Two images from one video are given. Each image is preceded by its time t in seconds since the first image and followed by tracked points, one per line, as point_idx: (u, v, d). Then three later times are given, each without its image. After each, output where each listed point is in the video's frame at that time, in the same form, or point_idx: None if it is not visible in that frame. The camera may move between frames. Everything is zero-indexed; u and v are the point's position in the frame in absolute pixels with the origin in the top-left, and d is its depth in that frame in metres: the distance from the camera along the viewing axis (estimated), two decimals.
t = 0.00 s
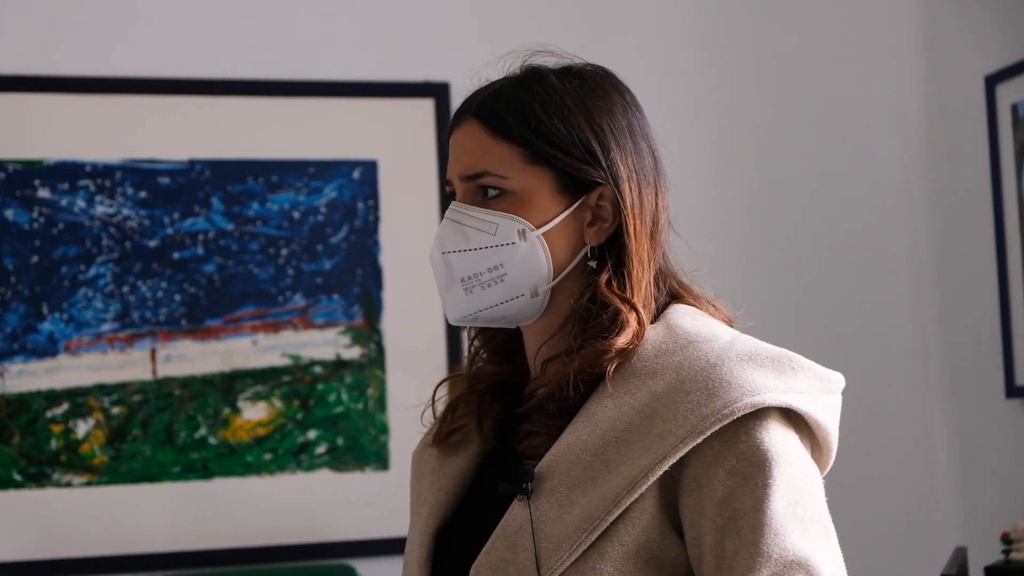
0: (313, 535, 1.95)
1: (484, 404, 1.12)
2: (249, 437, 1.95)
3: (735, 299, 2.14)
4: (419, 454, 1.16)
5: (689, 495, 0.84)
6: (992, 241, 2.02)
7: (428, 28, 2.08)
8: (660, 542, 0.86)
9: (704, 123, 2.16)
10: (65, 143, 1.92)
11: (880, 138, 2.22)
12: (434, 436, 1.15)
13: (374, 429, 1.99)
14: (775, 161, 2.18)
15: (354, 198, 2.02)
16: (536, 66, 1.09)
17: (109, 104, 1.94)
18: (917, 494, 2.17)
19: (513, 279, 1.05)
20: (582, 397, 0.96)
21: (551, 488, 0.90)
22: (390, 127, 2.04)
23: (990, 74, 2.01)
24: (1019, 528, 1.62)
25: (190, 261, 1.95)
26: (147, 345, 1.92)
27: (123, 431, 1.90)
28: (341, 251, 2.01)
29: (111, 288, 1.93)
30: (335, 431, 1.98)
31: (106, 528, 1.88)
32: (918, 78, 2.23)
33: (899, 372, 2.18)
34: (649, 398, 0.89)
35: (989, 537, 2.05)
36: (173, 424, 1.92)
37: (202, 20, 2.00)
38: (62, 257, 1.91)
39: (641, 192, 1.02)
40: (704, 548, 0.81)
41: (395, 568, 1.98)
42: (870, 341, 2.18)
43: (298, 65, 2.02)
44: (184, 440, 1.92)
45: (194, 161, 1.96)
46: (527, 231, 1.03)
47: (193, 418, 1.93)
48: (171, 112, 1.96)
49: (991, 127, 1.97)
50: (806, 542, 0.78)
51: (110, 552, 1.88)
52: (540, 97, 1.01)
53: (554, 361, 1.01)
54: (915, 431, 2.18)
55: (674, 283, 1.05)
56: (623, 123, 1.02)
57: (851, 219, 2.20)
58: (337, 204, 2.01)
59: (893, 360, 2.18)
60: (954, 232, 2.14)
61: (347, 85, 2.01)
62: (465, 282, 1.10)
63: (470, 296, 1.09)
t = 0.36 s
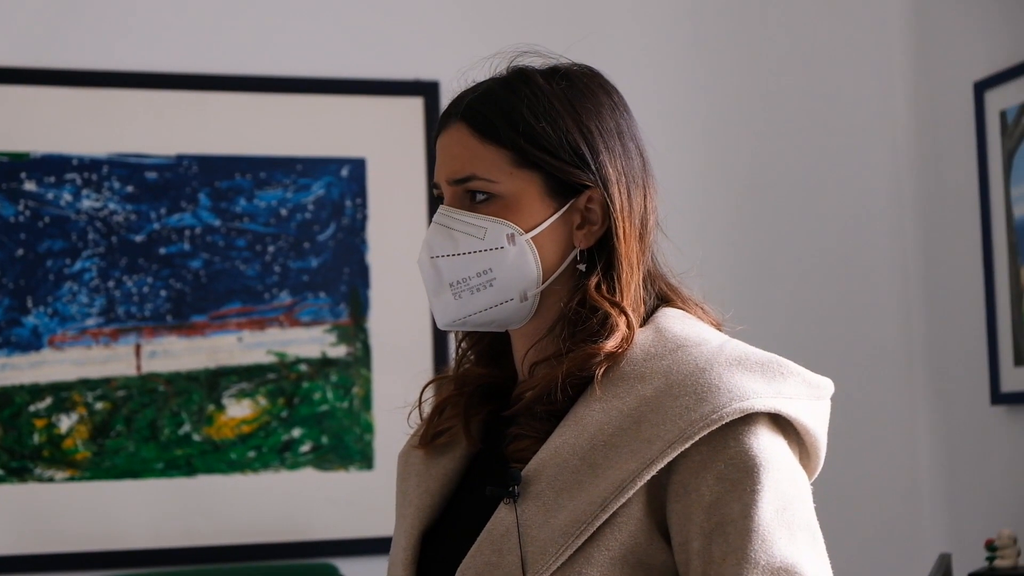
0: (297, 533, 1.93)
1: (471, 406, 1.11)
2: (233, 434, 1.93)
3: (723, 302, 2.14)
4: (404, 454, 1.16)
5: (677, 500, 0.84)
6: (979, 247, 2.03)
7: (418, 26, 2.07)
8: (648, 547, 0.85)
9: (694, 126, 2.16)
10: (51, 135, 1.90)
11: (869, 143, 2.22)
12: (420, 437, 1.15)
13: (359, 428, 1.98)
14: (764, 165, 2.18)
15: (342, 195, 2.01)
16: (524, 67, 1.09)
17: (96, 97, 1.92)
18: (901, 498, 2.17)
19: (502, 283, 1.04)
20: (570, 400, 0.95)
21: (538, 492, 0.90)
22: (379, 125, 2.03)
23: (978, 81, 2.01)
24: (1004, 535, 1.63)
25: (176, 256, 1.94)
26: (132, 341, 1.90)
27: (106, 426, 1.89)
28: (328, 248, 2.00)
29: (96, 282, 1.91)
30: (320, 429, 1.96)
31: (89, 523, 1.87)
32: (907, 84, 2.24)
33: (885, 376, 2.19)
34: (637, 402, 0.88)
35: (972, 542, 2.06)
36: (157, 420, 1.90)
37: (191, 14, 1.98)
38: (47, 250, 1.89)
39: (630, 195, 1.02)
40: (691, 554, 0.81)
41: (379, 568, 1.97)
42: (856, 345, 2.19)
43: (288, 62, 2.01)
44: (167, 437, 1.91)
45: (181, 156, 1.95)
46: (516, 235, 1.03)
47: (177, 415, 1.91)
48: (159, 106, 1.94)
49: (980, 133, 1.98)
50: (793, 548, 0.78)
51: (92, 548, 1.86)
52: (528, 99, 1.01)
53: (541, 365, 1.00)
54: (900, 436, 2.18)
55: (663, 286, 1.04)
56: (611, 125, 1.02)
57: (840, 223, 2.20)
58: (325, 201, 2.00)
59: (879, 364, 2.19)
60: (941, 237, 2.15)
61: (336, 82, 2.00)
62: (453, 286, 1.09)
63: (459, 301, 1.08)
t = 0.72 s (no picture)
0: (283, 539, 1.92)
1: (457, 411, 1.10)
2: (219, 438, 1.92)
3: (712, 311, 2.15)
4: (390, 460, 1.15)
5: (663, 507, 0.83)
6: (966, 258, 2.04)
7: (409, 31, 2.07)
8: (633, 554, 0.85)
9: (685, 134, 2.17)
10: (39, 137, 1.89)
11: (857, 154, 2.23)
12: (406, 443, 1.14)
13: (346, 433, 1.97)
14: (753, 174, 2.19)
15: (331, 200, 2.00)
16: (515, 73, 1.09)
17: (85, 99, 1.91)
18: (887, 507, 2.18)
19: (491, 288, 1.04)
20: (557, 407, 0.95)
21: (524, 499, 0.89)
22: (369, 130, 2.03)
23: (967, 93, 2.03)
24: (989, 546, 1.63)
25: (163, 260, 1.93)
26: (118, 344, 1.89)
27: (92, 430, 1.87)
28: (317, 253, 1.99)
29: (83, 285, 1.89)
30: (307, 434, 1.96)
31: (73, 527, 1.85)
32: (896, 96, 2.25)
33: (872, 386, 2.19)
34: (624, 409, 0.88)
35: (958, 552, 2.06)
36: (143, 424, 1.89)
37: (180, 17, 1.97)
38: (34, 253, 1.88)
39: (619, 202, 1.02)
40: (676, 562, 0.81)
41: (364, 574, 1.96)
42: (843, 355, 2.19)
43: (278, 66, 2.01)
44: (153, 441, 1.89)
45: (170, 159, 1.94)
46: (505, 240, 1.03)
47: (164, 419, 1.90)
48: (148, 109, 1.94)
49: (968, 145, 1.99)
50: (779, 556, 0.78)
51: (77, 552, 1.85)
52: (520, 104, 1.01)
53: (529, 370, 1.00)
54: (887, 446, 2.19)
55: (651, 293, 1.04)
56: (602, 132, 1.02)
57: (828, 233, 2.21)
58: (314, 206, 1.99)
59: (866, 374, 2.20)
60: (928, 248, 2.16)
61: (326, 86, 2.00)
62: (441, 290, 1.09)
63: (447, 305, 1.08)
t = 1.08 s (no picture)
0: (298, 530, 1.94)
1: (470, 403, 1.11)
2: (234, 430, 1.93)
3: (725, 302, 2.14)
4: (403, 451, 1.16)
5: (677, 498, 0.83)
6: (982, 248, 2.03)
7: (422, 23, 2.07)
8: (647, 544, 0.85)
9: (698, 124, 2.16)
10: (54, 130, 1.91)
11: (873, 144, 2.22)
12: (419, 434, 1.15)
13: (360, 424, 1.98)
14: (767, 164, 2.18)
15: (345, 191, 2.01)
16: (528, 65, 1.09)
17: (99, 92, 1.92)
18: (902, 498, 2.17)
19: (504, 280, 1.04)
20: (570, 397, 0.95)
21: (537, 489, 0.89)
22: (383, 122, 2.03)
23: (983, 82, 2.01)
24: (1004, 537, 1.62)
25: (178, 252, 1.94)
26: (134, 336, 1.91)
27: (108, 422, 1.89)
28: (331, 245, 2.00)
29: (98, 278, 1.91)
30: (321, 426, 1.97)
31: (89, 518, 1.87)
32: (911, 85, 2.24)
33: (887, 377, 2.19)
34: (638, 400, 0.88)
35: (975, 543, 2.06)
36: (158, 415, 1.91)
37: (194, 10, 1.98)
38: (49, 245, 1.90)
39: (632, 194, 1.02)
40: (691, 552, 0.81)
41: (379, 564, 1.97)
42: (857, 346, 2.19)
43: (291, 58, 2.01)
44: (169, 432, 1.91)
45: (184, 151, 1.95)
46: (518, 232, 1.03)
47: (179, 410, 1.91)
48: (162, 101, 1.95)
49: (985, 134, 1.98)
50: (793, 547, 0.78)
51: (93, 542, 1.86)
52: (533, 96, 1.01)
53: (541, 361, 1.00)
54: (902, 437, 2.18)
55: (665, 285, 1.04)
56: (615, 124, 1.02)
57: (843, 223, 2.20)
58: (328, 197, 2.00)
59: (881, 365, 2.19)
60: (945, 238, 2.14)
61: (339, 78, 2.01)
62: (455, 282, 1.09)
63: (461, 297, 1.08)
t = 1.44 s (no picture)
0: (328, 527, 1.96)
1: (492, 399, 1.12)
2: (265, 427, 1.96)
3: (752, 296, 2.14)
4: (426, 447, 1.17)
5: (697, 492, 0.84)
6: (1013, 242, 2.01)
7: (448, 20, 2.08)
8: (668, 539, 0.86)
9: (724, 117, 2.16)
10: (84, 131, 1.93)
11: (901, 135, 2.20)
12: (441, 430, 1.16)
13: (389, 421, 2.00)
14: (794, 158, 2.17)
15: (372, 189, 2.03)
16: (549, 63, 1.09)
17: (128, 93, 1.95)
18: (932, 494, 2.16)
19: (524, 277, 1.05)
20: (591, 393, 0.96)
21: (559, 484, 0.90)
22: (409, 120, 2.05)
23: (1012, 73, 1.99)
24: None
25: (207, 250, 1.96)
26: (164, 335, 1.94)
27: (139, 420, 1.92)
28: (359, 242, 2.02)
29: (129, 277, 1.94)
30: (351, 423, 1.99)
31: (123, 515, 1.90)
32: (940, 75, 2.22)
33: (916, 371, 2.17)
34: (658, 395, 0.89)
35: (1006, 538, 2.04)
36: (189, 414, 1.93)
37: (223, 10, 2.00)
38: (80, 245, 1.92)
39: (652, 190, 1.02)
40: (711, 547, 0.81)
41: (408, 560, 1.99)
42: (887, 339, 2.17)
43: (319, 57, 2.03)
44: (200, 430, 1.94)
45: (213, 151, 1.97)
46: (538, 229, 1.03)
47: (210, 409, 1.94)
48: (191, 101, 1.97)
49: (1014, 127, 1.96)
50: (813, 541, 0.78)
51: (126, 540, 1.90)
52: (552, 94, 1.01)
53: (563, 357, 1.01)
54: (934, 431, 2.16)
55: (684, 281, 1.04)
56: (634, 121, 1.02)
57: (871, 216, 2.19)
58: (356, 195, 2.02)
59: (911, 359, 2.17)
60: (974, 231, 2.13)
61: (366, 77, 2.02)
62: (476, 279, 1.10)
63: (481, 294, 1.09)
